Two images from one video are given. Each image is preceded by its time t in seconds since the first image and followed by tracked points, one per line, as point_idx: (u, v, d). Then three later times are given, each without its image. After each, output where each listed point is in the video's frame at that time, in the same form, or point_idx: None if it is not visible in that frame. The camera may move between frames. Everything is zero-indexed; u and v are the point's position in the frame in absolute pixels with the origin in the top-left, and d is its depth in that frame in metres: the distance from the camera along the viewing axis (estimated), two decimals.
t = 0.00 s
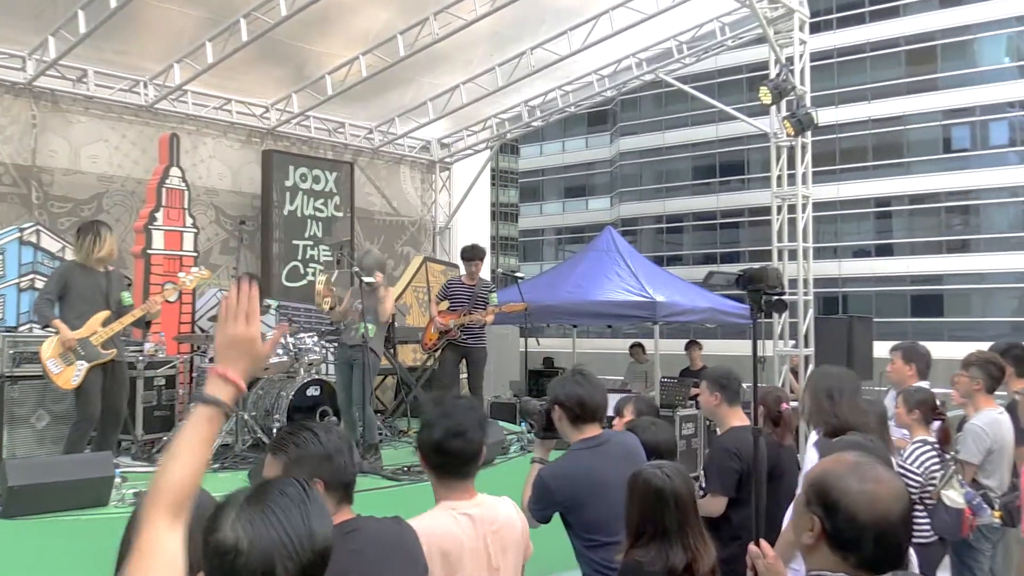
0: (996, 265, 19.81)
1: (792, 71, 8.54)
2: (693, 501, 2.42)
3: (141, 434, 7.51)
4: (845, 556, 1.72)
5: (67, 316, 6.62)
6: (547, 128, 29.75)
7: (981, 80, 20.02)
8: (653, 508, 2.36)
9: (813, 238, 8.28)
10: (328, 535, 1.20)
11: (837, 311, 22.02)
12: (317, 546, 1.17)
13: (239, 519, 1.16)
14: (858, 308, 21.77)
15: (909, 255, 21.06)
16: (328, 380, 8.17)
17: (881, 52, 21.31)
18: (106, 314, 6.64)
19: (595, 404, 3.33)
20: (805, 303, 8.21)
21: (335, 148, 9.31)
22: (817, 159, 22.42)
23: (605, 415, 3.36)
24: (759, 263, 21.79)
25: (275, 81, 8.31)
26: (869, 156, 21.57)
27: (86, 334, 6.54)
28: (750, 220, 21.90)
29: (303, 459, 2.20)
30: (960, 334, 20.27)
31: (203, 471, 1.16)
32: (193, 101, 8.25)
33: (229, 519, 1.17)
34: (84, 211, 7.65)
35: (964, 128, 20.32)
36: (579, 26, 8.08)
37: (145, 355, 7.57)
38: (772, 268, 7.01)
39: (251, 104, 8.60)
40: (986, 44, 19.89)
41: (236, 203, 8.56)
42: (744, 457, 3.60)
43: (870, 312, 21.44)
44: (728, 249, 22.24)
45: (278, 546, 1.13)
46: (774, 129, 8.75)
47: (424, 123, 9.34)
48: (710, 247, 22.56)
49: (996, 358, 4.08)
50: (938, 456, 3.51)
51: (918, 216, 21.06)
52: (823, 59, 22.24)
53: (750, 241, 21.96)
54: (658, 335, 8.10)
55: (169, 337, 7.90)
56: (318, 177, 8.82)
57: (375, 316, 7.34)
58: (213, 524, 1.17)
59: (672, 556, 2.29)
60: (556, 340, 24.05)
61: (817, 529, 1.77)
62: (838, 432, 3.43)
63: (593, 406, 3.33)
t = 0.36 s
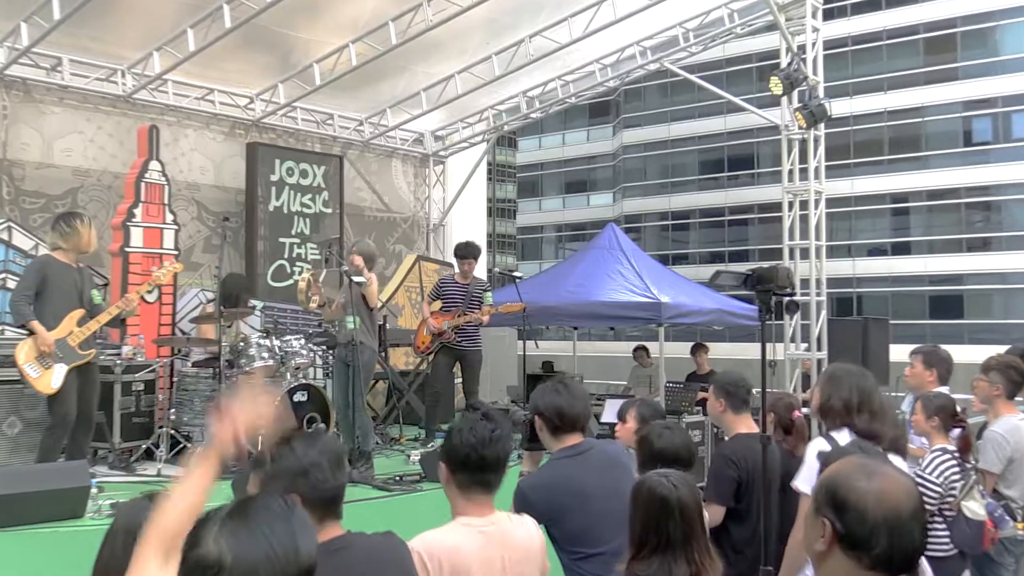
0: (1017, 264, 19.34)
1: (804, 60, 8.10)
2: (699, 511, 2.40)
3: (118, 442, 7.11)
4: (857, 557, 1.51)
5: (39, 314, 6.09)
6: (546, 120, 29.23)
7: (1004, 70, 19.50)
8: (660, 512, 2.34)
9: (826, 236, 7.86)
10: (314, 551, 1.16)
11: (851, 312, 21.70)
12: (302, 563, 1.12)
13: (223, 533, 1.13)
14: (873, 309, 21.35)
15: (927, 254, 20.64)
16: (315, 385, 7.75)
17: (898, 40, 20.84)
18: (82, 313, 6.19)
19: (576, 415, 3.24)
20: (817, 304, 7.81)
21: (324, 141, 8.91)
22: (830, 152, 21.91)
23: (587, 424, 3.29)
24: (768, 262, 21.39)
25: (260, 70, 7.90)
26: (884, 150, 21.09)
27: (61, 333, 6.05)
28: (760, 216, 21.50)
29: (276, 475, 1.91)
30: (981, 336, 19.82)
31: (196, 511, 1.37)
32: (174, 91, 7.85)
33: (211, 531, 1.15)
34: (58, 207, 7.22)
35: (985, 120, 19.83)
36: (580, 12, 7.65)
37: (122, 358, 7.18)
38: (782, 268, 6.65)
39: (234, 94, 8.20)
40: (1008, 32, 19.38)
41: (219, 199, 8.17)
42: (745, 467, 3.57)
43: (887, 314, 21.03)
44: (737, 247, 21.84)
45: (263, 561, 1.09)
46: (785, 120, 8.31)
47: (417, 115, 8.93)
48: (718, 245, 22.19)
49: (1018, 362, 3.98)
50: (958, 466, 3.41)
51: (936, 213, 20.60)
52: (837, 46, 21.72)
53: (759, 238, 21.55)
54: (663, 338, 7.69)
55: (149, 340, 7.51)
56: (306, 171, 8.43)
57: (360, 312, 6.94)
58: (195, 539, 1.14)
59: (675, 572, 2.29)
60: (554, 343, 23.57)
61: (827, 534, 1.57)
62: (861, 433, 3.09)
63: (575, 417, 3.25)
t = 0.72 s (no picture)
0: None
1: (819, 50, 7.70)
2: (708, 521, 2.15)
3: (96, 451, 6.76)
4: (865, 557, 1.56)
5: (8, 316, 5.58)
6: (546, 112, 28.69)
7: None
8: (663, 524, 2.11)
9: (841, 234, 7.47)
10: (306, 554, 1.22)
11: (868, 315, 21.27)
12: (293, 567, 1.18)
13: (214, 538, 1.17)
14: (890, 311, 20.93)
15: (949, 254, 20.22)
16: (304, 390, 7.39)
17: (918, 28, 20.39)
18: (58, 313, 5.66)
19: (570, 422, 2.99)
20: (832, 307, 7.40)
21: (314, 134, 8.54)
22: (848, 147, 21.48)
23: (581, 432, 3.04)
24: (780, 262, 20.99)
25: (246, 59, 7.52)
26: (903, 145, 20.66)
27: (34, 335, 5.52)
28: (772, 214, 21.09)
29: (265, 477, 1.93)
30: (1004, 341, 19.37)
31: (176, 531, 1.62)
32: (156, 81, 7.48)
33: (202, 534, 1.19)
34: (32, 204, 6.85)
35: (1009, 113, 19.33)
36: None
37: (100, 363, 6.86)
38: (785, 268, 6.33)
39: (220, 85, 7.83)
40: None
41: (204, 195, 7.80)
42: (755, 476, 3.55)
43: (905, 317, 20.61)
44: (748, 247, 21.46)
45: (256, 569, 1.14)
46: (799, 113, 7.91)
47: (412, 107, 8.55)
48: (728, 245, 21.82)
49: None
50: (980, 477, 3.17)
51: (957, 211, 20.19)
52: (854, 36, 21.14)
53: (771, 237, 21.14)
54: (670, 341, 7.32)
55: (129, 343, 7.14)
56: (295, 166, 8.06)
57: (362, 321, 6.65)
58: (186, 544, 1.17)
59: None
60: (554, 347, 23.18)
61: (834, 535, 1.62)
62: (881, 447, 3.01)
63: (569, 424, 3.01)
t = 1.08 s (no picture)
0: None
1: (835, 40, 7.33)
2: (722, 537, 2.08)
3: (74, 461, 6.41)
4: (877, 564, 1.50)
5: None
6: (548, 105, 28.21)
7: None
8: (672, 535, 2.04)
9: (858, 233, 7.10)
10: (278, 557, 1.14)
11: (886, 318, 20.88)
12: (266, 569, 1.11)
13: (181, 536, 1.12)
14: (909, 315, 20.53)
15: (970, 255, 19.80)
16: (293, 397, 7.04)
17: (938, 18, 20.05)
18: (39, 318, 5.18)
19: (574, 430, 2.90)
20: (848, 310, 7.03)
21: (304, 128, 8.18)
22: (866, 143, 21.06)
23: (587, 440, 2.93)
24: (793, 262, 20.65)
25: (232, 49, 7.16)
26: (923, 140, 20.26)
27: (8, 339, 5.01)
28: (784, 213, 20.71)
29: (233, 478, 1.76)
30: None
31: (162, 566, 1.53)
32: (137, 71, 7.13)
33: (169, 537, 1.14)
34: (5, 199, 6.49)
35: None
36: None
37: (78, 368, 6.47)
38: (794, 268, 6.00)
39: (205, 75, 7.48)
40: None
41: (188, 191, 7.44)
42: (768, 484, 3.38)
43: (925, 321, 20.20)
44: (759, 246, 21.14)
45: (226, 568, 1.08)
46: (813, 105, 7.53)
47: (407, 100, 8.19)
48: (738, 245, 21.50)
49: None
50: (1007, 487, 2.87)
51: (980, 209, 19.73)
52: (871, 26, 20.93)
53: (783, 236, 20.80)
54: (677, 346, 6.97)
55: (109, 347, 6.80)
56: (283, 162, 7.71)
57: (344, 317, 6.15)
58: (153, 544, 1.13)
59: None
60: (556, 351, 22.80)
61: (846, 544, 1.55)
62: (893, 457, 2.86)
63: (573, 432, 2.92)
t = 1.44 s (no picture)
0: None
1: (850, 30, 6.97)
2: (728, 554, 2.09)
3: (49, 470, 6.08)
4: (893, 574, 1.55)
5: None
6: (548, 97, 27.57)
7: None
8: (676, 549, 2.08)
9: (874, 234, 6.75)
10: (285, 563, 1.27)
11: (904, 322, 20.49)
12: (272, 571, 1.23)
13: (194, 546, 1.27)
14: (928, 321, 20.13)
15: (992, 258, 19.36)
16: (281, 403, 6.72)
17: (961, 8, 19.67)
18: (16, 320, 4.79)
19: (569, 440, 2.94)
20: (863, 315, 6.69)
21: (293, 121, 7.85)
22: (881, 139, 20.74)
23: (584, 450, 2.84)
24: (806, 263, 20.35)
25: (218, 38, 6.84)
26: (944, 135, 19.88)
27: None
28: (797, 212, 20.46)
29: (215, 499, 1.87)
30: None
31: None
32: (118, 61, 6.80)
33: (182, 547, 1.29)
34: None
35: None
36: None
37: (54, 371, 6.21)
38: (812, 269, 5.60)
39: (189, 65, 7.16)
40: None
41: (171, 186, 7.11)
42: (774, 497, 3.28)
43: (945, 326, 19.75)
44: (771, 246, 20.84)
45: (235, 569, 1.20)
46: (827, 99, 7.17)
47: (402, 92, 7.84)
48: (750, 245, 21.18)
49: None
50: None
51: (1002, 208, 19.31)
52: (892, 15, 20.56)
53: (795, 236, 20.50)
54: (684, 350, 6.65)
55: (87, 350, 6.50)
56: (272, 156, 7.39)
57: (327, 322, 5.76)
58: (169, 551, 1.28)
59: None
60: (557, 355, 22.32)
61: (860, 555, 1.61)
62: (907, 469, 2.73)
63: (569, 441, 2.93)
